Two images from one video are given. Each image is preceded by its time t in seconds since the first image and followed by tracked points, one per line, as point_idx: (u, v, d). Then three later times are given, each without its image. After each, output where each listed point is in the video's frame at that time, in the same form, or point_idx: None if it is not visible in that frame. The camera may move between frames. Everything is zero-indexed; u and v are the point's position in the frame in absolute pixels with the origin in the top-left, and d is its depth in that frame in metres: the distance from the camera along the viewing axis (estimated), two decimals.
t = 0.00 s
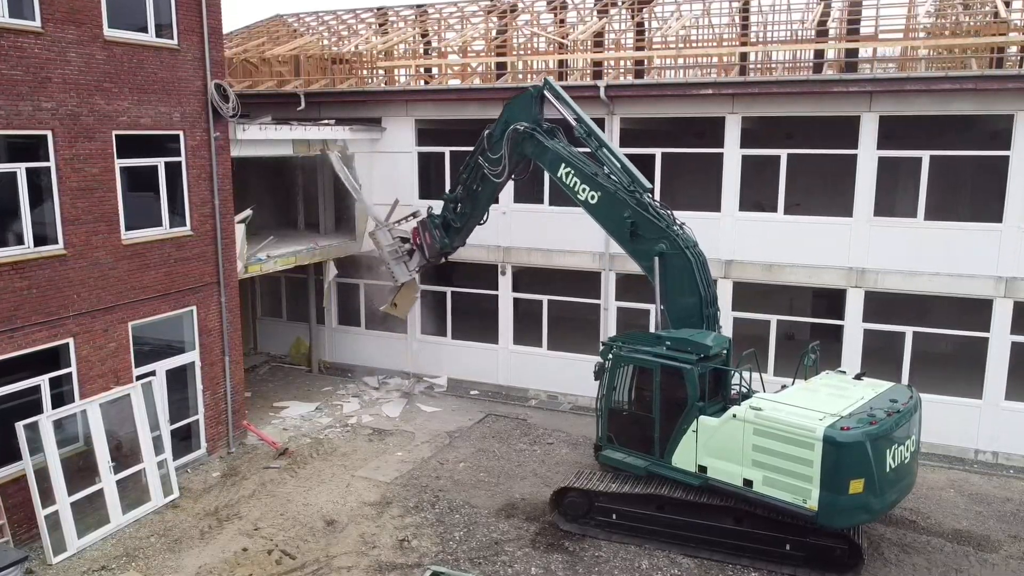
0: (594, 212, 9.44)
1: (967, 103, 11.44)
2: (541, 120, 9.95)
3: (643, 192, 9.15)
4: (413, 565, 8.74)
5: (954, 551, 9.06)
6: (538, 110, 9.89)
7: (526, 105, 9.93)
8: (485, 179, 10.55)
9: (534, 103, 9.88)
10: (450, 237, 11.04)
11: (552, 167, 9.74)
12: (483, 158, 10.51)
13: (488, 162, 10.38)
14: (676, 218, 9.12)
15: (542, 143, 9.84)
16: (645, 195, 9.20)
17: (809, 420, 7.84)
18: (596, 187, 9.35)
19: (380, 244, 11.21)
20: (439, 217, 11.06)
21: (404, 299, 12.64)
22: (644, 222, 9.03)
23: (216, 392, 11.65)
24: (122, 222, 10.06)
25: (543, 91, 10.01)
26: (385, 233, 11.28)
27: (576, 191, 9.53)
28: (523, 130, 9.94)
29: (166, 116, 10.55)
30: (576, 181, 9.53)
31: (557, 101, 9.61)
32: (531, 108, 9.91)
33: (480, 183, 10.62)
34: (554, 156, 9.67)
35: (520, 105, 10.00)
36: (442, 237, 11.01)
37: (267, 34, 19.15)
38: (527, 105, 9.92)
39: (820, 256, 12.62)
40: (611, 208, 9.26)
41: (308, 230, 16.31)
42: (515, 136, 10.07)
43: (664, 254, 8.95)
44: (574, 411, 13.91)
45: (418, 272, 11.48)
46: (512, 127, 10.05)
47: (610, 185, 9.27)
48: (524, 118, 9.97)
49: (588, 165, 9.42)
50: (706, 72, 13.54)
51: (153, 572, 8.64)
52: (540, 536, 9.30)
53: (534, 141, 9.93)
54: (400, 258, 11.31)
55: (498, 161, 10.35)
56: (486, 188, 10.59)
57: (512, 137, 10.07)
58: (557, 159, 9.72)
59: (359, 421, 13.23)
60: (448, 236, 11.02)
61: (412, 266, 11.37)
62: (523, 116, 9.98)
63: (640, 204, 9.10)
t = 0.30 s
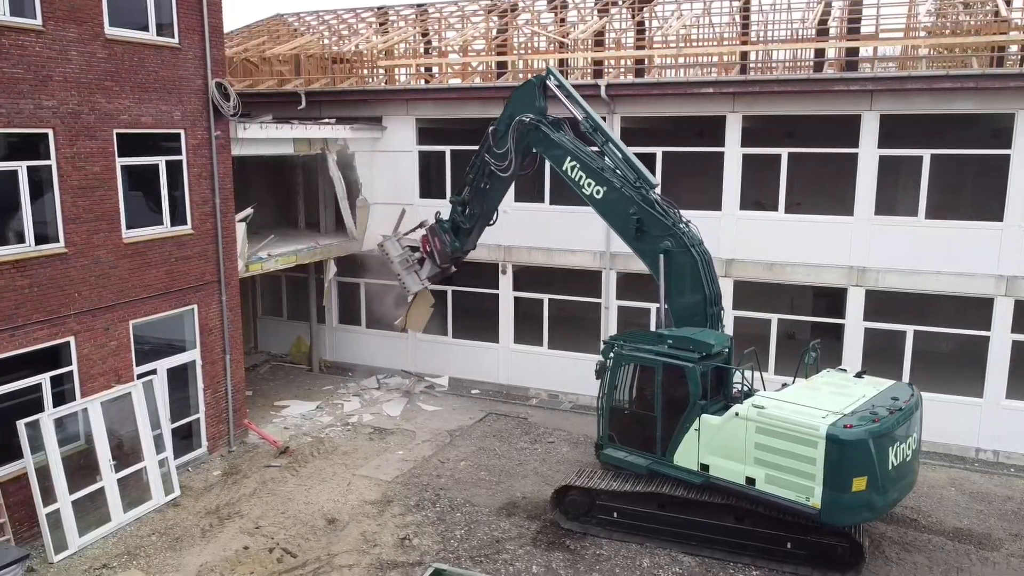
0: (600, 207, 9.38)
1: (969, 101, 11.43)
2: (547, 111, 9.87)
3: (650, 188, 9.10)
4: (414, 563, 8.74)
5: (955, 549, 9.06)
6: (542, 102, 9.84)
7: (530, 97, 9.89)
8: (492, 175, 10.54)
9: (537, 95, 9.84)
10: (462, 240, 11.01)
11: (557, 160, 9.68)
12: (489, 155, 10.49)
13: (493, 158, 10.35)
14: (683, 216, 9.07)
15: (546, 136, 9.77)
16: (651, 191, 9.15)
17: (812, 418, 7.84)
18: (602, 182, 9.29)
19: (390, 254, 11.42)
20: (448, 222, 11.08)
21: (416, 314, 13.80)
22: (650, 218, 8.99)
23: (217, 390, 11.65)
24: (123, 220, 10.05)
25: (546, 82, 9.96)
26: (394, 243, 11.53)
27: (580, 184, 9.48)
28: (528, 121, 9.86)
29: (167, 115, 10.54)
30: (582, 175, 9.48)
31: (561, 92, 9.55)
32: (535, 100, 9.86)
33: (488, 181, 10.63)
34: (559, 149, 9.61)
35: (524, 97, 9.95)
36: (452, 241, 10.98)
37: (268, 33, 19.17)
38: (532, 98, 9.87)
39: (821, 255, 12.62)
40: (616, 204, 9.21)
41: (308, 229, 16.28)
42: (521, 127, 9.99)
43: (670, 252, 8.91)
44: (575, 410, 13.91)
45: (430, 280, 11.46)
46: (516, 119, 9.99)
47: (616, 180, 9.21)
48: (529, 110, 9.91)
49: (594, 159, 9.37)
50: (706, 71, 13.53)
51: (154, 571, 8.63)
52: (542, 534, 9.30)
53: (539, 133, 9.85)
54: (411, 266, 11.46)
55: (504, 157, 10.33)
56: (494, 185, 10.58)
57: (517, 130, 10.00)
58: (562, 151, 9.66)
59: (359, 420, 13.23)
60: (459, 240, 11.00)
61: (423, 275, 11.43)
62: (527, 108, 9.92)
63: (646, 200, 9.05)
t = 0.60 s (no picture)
0: (604, 202, 9.34)
1: (969, 99, 11.45)
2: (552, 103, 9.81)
3: (655, 185, 9.10)
4: (416, 560, 8.76)
5: (956, 546, 9.08)
6: (546, 94, 9.80)
7: (534, 89, 9.82)
8: (499, 171, 10.32)
9: (540, 86, 9.79)
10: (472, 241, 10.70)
11: (562, 153, 9.62)
12: (494, 151, 10.31)
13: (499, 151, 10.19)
14: (688, 214, 9.07)
15: (551, 128, 9.72)
16: (657, 188, 9.13)
17: (815, 415, 7.86)
18: (607, 177, 9.25)
19: (399, 262, 10.89)
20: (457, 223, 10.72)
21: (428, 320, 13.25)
22: (655, 215, 8.98)
23: (218, 388, 11.68)
24: (125, 218, 10.08)
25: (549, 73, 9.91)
26: (403, 251, 10.98)
27: (585, 178, 9.44)
28: (533, 114, 9.78)
29: (169, 113, 10.56)
30: (587, 169, 9.43)
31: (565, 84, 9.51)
32: (538, 92, 9.81)
33: (495, 177, 10.38)
34: (564, 142, 9.56)
35: (527, 89, 9.89)
36: (462, 242, 10.67)
37: (268, 33, 19.18)
38: (536, 89, 9.81)
39: (821, 254, 12.65)
40: (621, 200, 9.19)
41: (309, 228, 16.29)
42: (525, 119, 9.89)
43: (675, 249, 8.89)
44: (575, 408, 13.95)
45: (443, 286, 10.88)
46: (520, 112, 9.89)
47: (622, 176, 9.19)
48: (533, 102, 9.85)
49: (599, 153, 9.34)
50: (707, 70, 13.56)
51: (157, 568, 8.65)
52: (543, 532, 9.33)
53: (544, 125, 9.78)
54: (421, 274, 10.85)
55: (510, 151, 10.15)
56: (502, 181, 10.37)
57: (522, 121, 9.90)
58: (567, 145, 9.59)
59: (360, 418, 13.25)
60: (469, 241, 10.69)
61: (434, 282, 10.81)
62: (532, 100, 9.86)
63: (652, 197, 9.03)
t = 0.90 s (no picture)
0: (610, 198, 9.35)
1: (971, 98, 11.48)
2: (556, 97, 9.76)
3: (661, 183, 9.14)
4: (420, 557, 8.78)
5: (958, 544, 9.11)
6: (550, 88, 9.77)
7: (538, 84, 9.79)
8: (506, 170, 10.22)
9: (544, 80, 9.76)
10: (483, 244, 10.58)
11: (567, 147, 9.59)
12: (500, 149, 10.21)
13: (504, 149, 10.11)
14: (694, 211, 9.10)
15: (555, 123, 9.70)
16: (663, 185, 9.16)
17: (820, 412, 7.90)
18: (613, 173, 9.25)
19: (409, 273, 10.70)
20: (465, 228, 10.61)
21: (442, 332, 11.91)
22: (661, 212, 9.00)
23: (221, 386, 11.70)
24: (129, 217, 10.10)
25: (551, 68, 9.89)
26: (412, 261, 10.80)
27: (590, 174, 9.44)
28: (538, 108, 9.73)
29: (172, 112, 10.59)
30: (592, 165, 9.42)
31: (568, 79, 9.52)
32: (542, 87, 9.78)
33: (503, 177, 10.27)
34: (569, 137, 9.53)
35: (530, 84, 9.87)
36: (472, 245, 10.54)
37: (269, 32, 19.20)
38: (541, 85, 9.78)
39: (823, 252, 12.67)
40: (627, 197, 9.20)
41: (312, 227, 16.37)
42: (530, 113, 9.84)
43: (681, 247, 8.92)
44: (577, 406, 13.98)
45: (453, 295, 10.83)
46: (524, 107, 9.85)
47: (628, 172, 9.20)
48: (537, 97, 9.81)
49: (605, 150, 9.34)
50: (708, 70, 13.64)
51: (161, 565, 8.67)
52: (546, 529, 9.35)
53: (549, 120, 9.74)
54: (431, 283, 10.74)
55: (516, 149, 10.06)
56: (509, 180, 10.26)
57: (528, 115, 9.84)
58: (572, 140, 9.57)
59: (363, 417, 13.27)
60: (479, 244, 10.56)
61: (446, 289, 10.74)
62: (535, 95, 9.82)
63: (658, 194, 9.05)
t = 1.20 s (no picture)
0: (613, 196, 9.32)
1: (974, 97, 11.49)
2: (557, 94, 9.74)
3: (664, 180, 9.14)
4: (425, 554, 8.80)
5: (962, 541, 9.13)
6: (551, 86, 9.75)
7: (538, 83, 9.79)
8: (511, 172, 10.20)
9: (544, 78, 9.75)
10: (494, 251, 10.51)
11: (569, 145, 9.56)
12: (504, 151, 10.18)
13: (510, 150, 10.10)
14: (697, 209, 9.11)
15: (556, 121, 9.67)
16: (666, 183, 9.16)
17: (827, 409, 7.93)
18: (616, 171, 9.22)
19: (419, 288, 10.61)
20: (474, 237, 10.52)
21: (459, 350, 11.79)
22: (665, 210, 8.99)
23: (225, 383, 11.71)
24: (134, 215, 10.13)
25: (550, 67, 9.90)
26: (422, 275, 10.70)
27: (593, 172, 9.40)
28: (540, 106, 9.68)
29: (177, 111, 10.61)
30: (595, 163, 9.39)
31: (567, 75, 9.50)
32: (542, 85, 9.78)
33: (509, 180, 10.24)
34: (571, 134, 9.50)
35: (530, 83, 9.86)
36: (483, 253, 10.42)
37: (271, 32, 19.22)
38: (541, 83, 9.78)
39: (826, 251, 12.69)
40: (631, 195, 9.17)
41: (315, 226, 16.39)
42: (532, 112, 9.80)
43: (685, 245, 8.92)
44: (580, 405, 14.01)
45: (466, 306, 10.73)
46: (524, 106, 9.83)
47: (631, 170, 9.19)
48: (538, 95, 9.80)
49: (608, 147, 9.32)
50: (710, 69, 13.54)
51: (167, 562, 8.70)
52: (551, 527, 9.37)
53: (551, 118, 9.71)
54: (443, 296, 10.64)
55: (520, 150, 10.05)
56: (515, 183, 10.23)
57: (529, 112, 9.80)
58: (574, 138, 9.54)
59: (366, 415, 13.29)
60: (490, 251, 10.47)
61: (459, 301, 10.63)
62: (536, 94, 9.81)
63: (661, 192, 9.04)
